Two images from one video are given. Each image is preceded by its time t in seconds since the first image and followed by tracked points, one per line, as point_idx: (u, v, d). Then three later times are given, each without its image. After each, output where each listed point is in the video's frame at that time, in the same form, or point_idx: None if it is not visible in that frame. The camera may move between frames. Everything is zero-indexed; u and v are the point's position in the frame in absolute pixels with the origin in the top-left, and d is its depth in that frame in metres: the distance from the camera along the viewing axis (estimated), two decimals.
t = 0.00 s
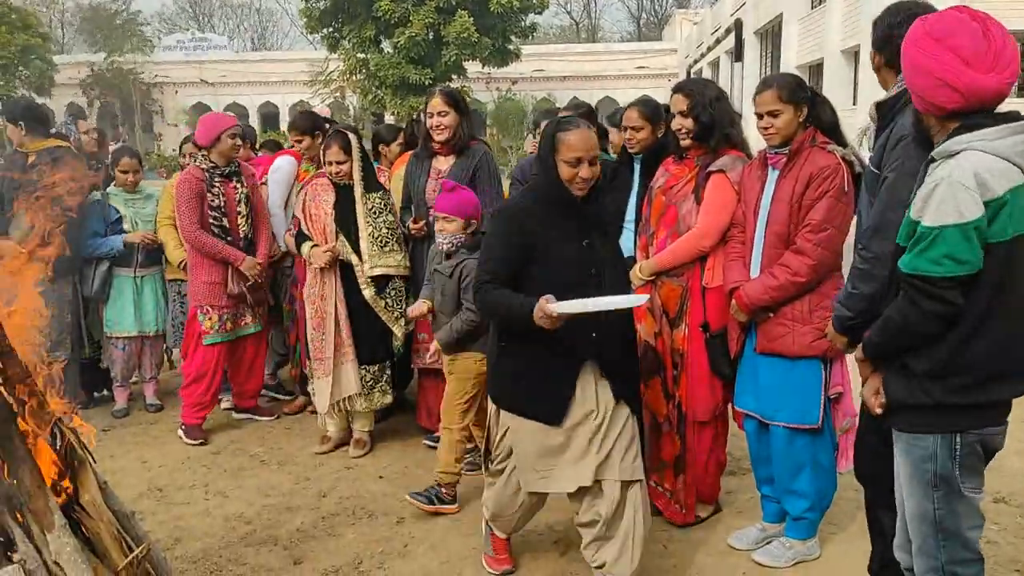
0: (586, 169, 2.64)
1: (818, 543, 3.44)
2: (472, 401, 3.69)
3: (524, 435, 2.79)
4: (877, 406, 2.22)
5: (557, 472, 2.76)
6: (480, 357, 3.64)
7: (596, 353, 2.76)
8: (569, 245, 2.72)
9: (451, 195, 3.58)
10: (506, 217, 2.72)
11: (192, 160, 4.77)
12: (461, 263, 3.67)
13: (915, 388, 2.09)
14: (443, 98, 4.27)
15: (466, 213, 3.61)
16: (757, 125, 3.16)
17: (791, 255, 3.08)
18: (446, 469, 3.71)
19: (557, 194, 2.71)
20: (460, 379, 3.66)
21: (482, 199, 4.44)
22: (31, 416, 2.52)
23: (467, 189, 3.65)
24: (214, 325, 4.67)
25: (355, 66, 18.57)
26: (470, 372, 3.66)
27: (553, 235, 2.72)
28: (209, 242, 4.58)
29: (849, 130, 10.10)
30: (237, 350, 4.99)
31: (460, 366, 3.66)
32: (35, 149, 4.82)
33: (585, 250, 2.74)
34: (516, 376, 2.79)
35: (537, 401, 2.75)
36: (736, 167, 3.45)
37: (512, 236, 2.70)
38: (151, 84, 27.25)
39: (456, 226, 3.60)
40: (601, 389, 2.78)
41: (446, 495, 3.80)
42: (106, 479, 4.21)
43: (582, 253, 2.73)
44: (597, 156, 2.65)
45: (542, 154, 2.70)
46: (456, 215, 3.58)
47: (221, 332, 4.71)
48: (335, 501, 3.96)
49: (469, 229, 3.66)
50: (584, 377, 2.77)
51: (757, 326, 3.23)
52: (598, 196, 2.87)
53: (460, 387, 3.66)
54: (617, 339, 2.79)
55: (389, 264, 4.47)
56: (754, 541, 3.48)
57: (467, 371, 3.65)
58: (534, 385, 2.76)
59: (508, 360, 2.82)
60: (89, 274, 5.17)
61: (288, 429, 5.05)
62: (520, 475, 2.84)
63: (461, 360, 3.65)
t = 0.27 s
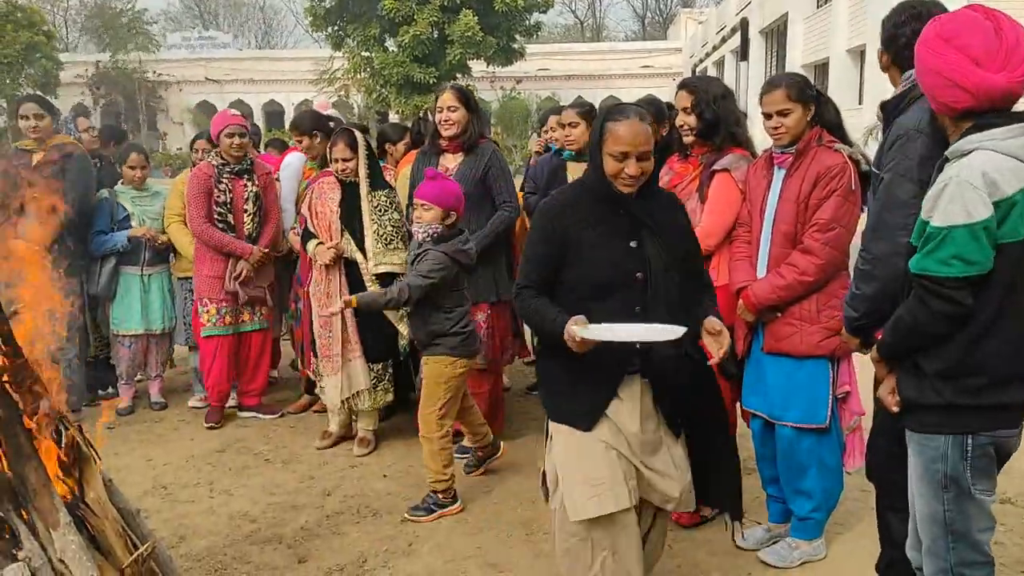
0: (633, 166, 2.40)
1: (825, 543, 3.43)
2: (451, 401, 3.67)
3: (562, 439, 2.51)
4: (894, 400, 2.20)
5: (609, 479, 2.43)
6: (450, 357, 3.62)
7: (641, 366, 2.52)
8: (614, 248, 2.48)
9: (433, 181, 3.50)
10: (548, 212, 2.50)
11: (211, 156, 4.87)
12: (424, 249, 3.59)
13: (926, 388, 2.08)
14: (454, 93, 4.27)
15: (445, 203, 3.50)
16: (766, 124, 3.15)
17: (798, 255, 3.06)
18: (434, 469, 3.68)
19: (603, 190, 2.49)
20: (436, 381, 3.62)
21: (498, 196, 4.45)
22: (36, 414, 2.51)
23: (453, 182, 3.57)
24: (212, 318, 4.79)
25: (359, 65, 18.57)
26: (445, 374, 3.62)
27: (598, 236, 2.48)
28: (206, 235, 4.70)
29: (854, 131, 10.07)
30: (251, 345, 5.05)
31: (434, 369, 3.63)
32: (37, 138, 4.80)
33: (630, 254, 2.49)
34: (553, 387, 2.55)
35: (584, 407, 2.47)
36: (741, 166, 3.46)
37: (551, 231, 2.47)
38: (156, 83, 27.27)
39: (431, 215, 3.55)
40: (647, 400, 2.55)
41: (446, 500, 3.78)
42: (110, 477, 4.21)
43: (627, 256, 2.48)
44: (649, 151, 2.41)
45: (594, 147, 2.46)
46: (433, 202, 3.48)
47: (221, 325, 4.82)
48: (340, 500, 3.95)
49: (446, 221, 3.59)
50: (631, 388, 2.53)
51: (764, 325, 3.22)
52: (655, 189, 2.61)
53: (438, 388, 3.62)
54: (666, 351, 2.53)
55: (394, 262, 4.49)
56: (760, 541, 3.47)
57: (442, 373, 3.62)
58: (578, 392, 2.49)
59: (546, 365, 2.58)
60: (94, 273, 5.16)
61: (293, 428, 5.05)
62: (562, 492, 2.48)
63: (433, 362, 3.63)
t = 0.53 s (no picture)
0: (675, 181, 2.07)
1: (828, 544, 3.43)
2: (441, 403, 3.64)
3: (601, 495, 2.17)
4: (901, 407, 2.22)
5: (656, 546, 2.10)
6: (437, 359, 3.58)
7: (690, 415, 2.16)
8: (654, 276, 2.12)
9: (423, 174, 3.53)
10: (582, 234, 2.16)
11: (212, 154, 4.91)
12: (421, 243, 3.56)
13: (938, 390, 2.08)
14: (459, 92, 4.26)
15: (438, 197, 3.54)
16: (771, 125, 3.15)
17: (803, 255, 3.06)
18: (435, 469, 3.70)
19: (643, 209, 2.14)
20: (424, 383, 3.59)
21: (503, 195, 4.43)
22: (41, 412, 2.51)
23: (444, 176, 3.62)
24: (214, 317, 4.89)
25: (360, 65, 18.57)
26: (434, 376, 3.59)
27: (638, 262, 2.13)
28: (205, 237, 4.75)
29: (856, 131, 10.07)
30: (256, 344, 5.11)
31: (423, 372, 3.59)
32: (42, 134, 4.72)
33: (672, 285, 2.12)
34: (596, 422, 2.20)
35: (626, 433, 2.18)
36: (735, 168, 3.46)
37: (583, 254, 2.13)
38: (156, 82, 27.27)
39: (422, 209, 3.53)
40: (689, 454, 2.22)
41: (447, 499, 3.79)
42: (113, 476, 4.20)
43: (669, 287, 2.12)
44: (695, 165, 2.08)
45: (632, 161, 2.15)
46: (427, 195, 3.51)
47: (223, 325, 4.91)
48: (342, 500, 3.95)
49: (438, 216, 3.59)
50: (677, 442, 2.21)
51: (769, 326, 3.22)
52: (708, 210, 2.24)
53: (429, 391, 3.59)
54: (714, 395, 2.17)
55: (386, 262, 4.43)
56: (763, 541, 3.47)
57: (430, 375, 3.59)
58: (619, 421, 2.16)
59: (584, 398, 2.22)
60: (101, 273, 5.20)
61: (295, 427, 5.04)
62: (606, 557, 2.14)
63: (421, 365, 3.58)
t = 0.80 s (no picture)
0: (753, 183, 1.76)
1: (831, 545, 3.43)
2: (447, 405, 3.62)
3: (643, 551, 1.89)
4: (892, 444, 2.38)
5: None
6: (443, 361, 3.56)
7: (750, 454, 1.84)
8: (720, 292, 1.82)
9: (421, 179, 3.50)
10: (633, 241, 1.84)
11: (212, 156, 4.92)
12: (431, 247, 3.58)
13: (949, 392, 2.08)
14: (462, 93, 4.24)
15: (438, 201, 3.52)
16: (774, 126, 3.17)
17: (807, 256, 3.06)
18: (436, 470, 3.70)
19: (710, 213, 1.83)
20: (430, 386, 3.55)
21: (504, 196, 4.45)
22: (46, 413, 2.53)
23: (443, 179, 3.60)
24: (217, 318, 4.90)
25: (360, 65, 18.56)
26: (439, 378, 3.56)
27: (704, 273, 1.82)
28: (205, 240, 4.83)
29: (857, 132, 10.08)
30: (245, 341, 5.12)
31: (429, 374, 3.55)
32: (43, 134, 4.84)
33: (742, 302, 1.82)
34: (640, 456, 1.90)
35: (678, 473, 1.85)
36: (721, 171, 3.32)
37: (637, 267, 1.81)
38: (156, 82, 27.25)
39: (424, 214, 3.53)
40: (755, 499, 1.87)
41: (451, 499, 3.80)
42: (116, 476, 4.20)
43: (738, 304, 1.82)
44: (774, 164, 1.77)
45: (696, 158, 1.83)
46: (427, 199, 3.49)
47: (226, 325, 4.93)
48: (345, 501, 3.94)
49: (440, 218, 3.59)
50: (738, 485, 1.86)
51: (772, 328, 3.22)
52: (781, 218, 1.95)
53: (435, 394, 3.56)
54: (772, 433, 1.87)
55: (375, 263, 4.39)
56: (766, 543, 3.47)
57: (436, 377, 3.55)
58: (672, 458, 1.86)
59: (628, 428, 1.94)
60: (107, 273, 5.23)
61: (296, 428, 5.05)
62: None
63: (428, 368, 3.54)
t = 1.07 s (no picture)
0: (896, 199, 1.51)
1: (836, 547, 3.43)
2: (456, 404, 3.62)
3: None
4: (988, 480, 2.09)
5: None
6: (452, 360, 3.57)
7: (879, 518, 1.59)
8: (856, 327, 1.54)
9: (424, 181, 3.55)
10: (748, 261, 1.58)
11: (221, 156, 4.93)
12: (439, 245, 3.59)
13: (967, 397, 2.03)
14: (465, 93, 4.22)
15: (442, 202, 3.55)
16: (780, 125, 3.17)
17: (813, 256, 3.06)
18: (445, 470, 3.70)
19: (841, 230, 1.56)
20: (440, 385, 3.55)
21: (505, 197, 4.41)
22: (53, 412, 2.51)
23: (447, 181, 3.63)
24: (222, 317, 4.92)
25: (360, 65, 18.55)
26: (448, 378, 3.56)
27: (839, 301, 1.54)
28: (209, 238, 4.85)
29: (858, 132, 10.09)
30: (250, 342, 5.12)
31: (438, 373, 3.55)
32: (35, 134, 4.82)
33: (885, 341, 1.54)
34: (760, 514, 1.61)
35: (811, 534, 1.59)
36: (709, 169, 3.48)
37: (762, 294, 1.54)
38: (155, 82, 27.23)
39: (430, 216, 3.55)
40: None
41: (457, 500, 3.79)
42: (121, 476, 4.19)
43: (880, 341, 1.53)
44: (918, 176, 1.52)
45: (820, 172, 1.57)
46: (431, 200, 3.52)
47: (230, 325, 4.94)
48: (350, 501, 3.94)
49: (446, 219, 3.62)
50: (875, 553, 1.61)
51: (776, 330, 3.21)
52: (915, 241, 1.69)
53: (444, 393, 3.56)
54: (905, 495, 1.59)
55: (368, 263, 4.35)
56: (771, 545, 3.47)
57: (445, 376, 3.56)
58: (767, 510, 1.60)
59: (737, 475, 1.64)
60: (108, 273, 5.21)
61: (300, 428, 5.04)
62: None
63: (437, 368, 3.54)
